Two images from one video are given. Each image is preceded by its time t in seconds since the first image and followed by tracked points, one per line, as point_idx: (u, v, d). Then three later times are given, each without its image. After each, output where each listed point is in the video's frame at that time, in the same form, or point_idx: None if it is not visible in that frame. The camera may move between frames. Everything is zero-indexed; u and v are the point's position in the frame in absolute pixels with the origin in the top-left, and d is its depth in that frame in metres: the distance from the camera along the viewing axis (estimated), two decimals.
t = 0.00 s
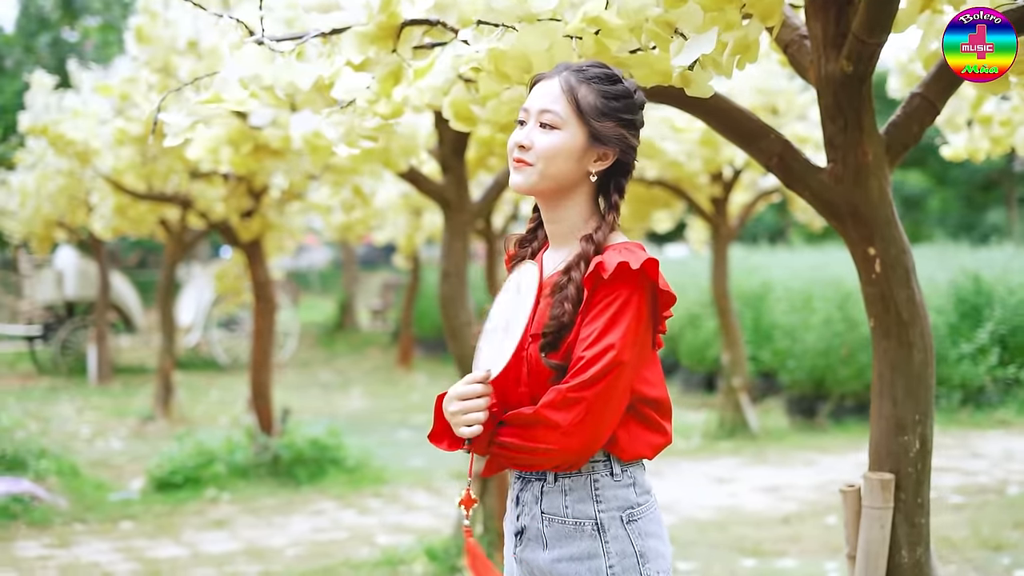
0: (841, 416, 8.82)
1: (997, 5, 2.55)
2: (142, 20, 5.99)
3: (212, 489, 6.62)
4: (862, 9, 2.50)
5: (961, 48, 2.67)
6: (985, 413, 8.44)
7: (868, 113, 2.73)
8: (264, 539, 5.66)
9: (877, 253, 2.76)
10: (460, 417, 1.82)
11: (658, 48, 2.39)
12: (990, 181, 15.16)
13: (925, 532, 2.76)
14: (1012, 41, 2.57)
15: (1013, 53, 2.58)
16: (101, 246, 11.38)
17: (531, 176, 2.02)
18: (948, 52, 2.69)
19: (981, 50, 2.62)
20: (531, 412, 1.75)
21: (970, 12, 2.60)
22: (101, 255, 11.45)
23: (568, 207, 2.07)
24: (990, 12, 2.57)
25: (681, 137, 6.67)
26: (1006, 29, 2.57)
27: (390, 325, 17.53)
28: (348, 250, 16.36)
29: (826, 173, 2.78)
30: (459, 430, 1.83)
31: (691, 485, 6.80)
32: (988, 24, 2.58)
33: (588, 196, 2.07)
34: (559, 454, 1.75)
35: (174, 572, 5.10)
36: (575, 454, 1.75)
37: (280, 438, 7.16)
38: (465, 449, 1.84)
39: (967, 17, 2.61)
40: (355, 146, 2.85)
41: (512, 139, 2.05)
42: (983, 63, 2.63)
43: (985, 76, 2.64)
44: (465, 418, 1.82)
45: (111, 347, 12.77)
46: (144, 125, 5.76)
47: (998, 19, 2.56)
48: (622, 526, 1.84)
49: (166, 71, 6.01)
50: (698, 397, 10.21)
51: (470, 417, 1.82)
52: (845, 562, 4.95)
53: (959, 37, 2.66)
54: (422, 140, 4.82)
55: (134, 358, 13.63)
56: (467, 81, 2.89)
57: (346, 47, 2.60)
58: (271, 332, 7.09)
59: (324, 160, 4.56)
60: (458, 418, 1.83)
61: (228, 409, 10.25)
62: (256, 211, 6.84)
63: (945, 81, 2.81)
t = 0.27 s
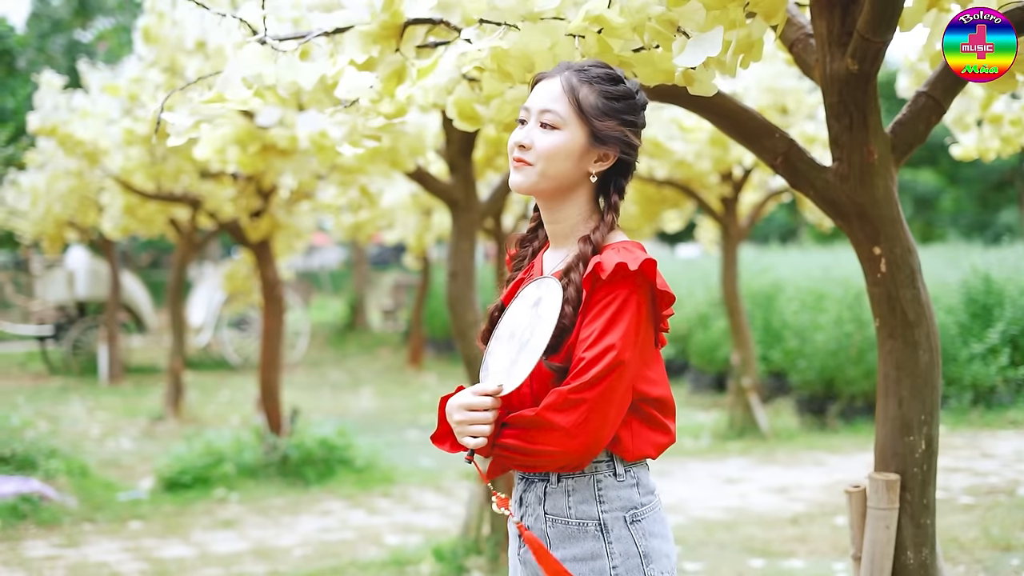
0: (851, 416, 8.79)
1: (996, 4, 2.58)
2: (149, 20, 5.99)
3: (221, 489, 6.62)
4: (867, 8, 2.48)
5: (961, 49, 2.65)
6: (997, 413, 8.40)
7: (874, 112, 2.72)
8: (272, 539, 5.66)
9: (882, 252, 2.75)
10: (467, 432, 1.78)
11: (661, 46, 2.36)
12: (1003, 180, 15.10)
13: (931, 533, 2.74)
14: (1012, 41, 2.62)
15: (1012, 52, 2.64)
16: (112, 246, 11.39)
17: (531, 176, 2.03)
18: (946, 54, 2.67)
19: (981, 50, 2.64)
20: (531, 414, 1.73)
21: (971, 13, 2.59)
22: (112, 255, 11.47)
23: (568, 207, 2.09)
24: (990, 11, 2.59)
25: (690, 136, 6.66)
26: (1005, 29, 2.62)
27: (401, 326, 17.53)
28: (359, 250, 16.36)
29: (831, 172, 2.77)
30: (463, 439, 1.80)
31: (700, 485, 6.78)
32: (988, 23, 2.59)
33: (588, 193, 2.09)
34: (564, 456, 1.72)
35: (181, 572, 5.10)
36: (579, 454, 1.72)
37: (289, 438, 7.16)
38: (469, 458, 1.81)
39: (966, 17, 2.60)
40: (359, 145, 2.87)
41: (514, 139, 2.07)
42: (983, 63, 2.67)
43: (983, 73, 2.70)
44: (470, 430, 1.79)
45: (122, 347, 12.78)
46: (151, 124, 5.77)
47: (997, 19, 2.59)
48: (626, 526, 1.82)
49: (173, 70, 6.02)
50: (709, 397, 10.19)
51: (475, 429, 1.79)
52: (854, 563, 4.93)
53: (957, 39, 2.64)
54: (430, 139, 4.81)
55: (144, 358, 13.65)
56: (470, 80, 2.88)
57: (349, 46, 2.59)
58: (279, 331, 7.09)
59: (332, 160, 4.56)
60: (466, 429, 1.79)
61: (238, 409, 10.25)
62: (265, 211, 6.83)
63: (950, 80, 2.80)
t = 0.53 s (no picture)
0: (861, 416, 8.76)
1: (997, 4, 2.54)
2: (156, 20, 5.99)
3: (230, 489, 6.62)
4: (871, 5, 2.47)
5: (961, 48, 2.61)
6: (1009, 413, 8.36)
7: (879, 111, 2.70)
8: (280, 539, 5.66)
9: (887, 251, 2.74)
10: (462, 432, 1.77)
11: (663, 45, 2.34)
12: (1016, 180, 15.03)
13: (936, 533, 2.73)
14: (1012, 41, 2.58)
15: (1012, 53, 2.58)
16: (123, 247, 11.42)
17: (533, 178, 2.03)
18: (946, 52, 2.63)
19: (980, 50, 2.59)
20: (528, 415, 1.73)
21: (970, 12, 2.56)
22: (123, 255, 11.49)
23: (570, 208, 2.09)
24: (990, 11, 2.56)
25: (698, 136, 6.64)
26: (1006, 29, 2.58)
27: (412, 326, 17.54)
28: (370, 250, 16.36)
29: (836, 171, 2.76)
30: (458, 438, 1.79)
31: (709, 485, 6.76)
32: (988, 23, 2.56)
33: (589, 195, 2.09)
34: (562, 456, 1.72)
35: (189, 572, 5.10)
36: (576, 454, 1.73)
37: (298, 438, 7.16)
38: (464, 457, 1.81)
39: (966, 17, 2.57)
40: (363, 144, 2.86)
41: (515, 141, 2.07)
42: (982, 64, 2.61)
43: (984, 75, 2.63)
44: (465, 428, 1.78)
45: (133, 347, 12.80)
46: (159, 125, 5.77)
47: (997, 19, 2.56)
48: (623, 528, 1.81)
49: (181, 71, 6.03)
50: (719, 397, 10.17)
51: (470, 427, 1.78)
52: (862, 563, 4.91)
53: (958, 37, 2.60)
54: (435, 139, 4.81)
55: (156, 358, 13.67)
56: (474, 79, 2.86)
57: (352, 46, 2.58)
58: (288, 331, 7.09)
59: (338, 160, 4.56)
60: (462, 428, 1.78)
61: (248, 409, 10.25)
62: (273, 211, 6.83)
63: (955, 79, 2.78)
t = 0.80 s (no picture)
0: (863, 417, 8.75)
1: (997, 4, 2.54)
2: (157, 19, 5.99)
3: (230, 489, 6.62)
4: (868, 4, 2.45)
5: (961, 48, 2.62)
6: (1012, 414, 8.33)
7: (876, 111, 2.69)
8: (280, 539, 5.65)
9: (885, 251, 2.73)
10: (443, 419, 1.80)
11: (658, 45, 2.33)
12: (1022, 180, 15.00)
13: (933, 534, 2.72)
14: (1012, 41, 2.56)
15: (1012, 52, 2.57)
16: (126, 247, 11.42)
17: (530, 180, 2.03)
18: (947, 52, 2.64)
19: (980, 50, 2.58)
20: (515, 412, 1.76)
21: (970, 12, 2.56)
22: (125, 255, 11.50)
23: (567, 209, 2.09)
24: (990, 12, 2.55)
25: (700, 136, 6.63)
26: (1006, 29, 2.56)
27: (415, 325, 17.53)
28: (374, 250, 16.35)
29: (833, 170, 2.75)
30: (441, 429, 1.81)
31: (710, 486, 6.75)
32: (988, 23, 2.55)
33: (586, 193, 2.09)
34: (546, 455, 1.74)
35: (189, 571, 5.10)
36: (562, 455, 1.75)
37: (299, 438, 7.16)
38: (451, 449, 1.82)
39: (967, 17, 2.57)
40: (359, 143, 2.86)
41: (511, 142, 2.06)
42: (983, 63, 2.60)
43: (984, 75, 2.62)
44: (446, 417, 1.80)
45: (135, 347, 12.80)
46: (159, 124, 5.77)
47: (997, 19, 2.55)
48: (609, 530, 1.82)
49: (181, 70, 6.09)
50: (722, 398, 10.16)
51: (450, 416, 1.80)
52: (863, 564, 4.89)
53: (959, 37, 2.60)
54: (435, 139, 4.81)
55: (158, 358, 13.68)
56: (471, 78, 2.85)
57: (348, 46, 2.58)
58: (289, 331, 7.09)
59: (337, 160, 4.56)
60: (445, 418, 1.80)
61: (250, 409, 10.25)
62: (275, 211, 6.83)
63: (954, 78, 2.77)
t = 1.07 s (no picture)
0: (863, 417, 8.75)
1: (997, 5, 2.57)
2: (153, 19, 6.00)
3: (229, 489, 6.62)
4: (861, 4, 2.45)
5: (961, 48, 2.66)
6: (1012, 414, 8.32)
7: (869, 109, 2.68)
8: (278, 539, 5.65)
9: (878, 250, 2.72)
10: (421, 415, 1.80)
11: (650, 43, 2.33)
12: None
13: (928, 534, 2.71)
14: (1013, 41, 2.61)
15: (1013, 52, 2.62)
16: (126, 247, 11.43)
17: (521, 179, 2.02)
18: (948, 52, 2.68)
19: (980, 51, 2.63)
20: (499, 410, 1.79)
21: (970, 13, 2.60)
22: (126, 255, 11.49)
23: (560, 208, 2.09)
24: (990, 12, 2.58)
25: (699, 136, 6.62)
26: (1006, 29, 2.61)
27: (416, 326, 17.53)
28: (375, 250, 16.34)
29: (826, 169, 2.74)
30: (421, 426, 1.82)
31: (710, 486, 6.74)
32: (988, 24, 2.59)
33: (578, 192, 2.08)
34: (527, 453, 1.78)
35: (186, 571, 5.09)
36: (543, 454, 1.78)
37: (298, 438, 7.16)
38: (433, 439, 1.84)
39: (966, 17, 2.61)
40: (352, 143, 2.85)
41: (502, 141, 2.05)
42: (982, 64, 2.65)
43: (985, 75, 2.68)
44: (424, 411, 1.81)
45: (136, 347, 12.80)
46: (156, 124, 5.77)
47: (998, 19, 2.58)
48: (590, 531, 1.85)
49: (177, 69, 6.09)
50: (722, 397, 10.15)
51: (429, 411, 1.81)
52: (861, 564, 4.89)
53: (959, 37, 2.65)
54: (433, 138, 4.81)
55: (159, 358, 13.68)
56: (464, 78, 2.84)
57: (339, 44, 2.58)
58: (288, 331, 7.09)
59: (334, 159, 4.56)
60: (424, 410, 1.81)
61: (250, 410, 10.24)
62: (274, 211, 6.83)
63: (948, 77, 2.77)
